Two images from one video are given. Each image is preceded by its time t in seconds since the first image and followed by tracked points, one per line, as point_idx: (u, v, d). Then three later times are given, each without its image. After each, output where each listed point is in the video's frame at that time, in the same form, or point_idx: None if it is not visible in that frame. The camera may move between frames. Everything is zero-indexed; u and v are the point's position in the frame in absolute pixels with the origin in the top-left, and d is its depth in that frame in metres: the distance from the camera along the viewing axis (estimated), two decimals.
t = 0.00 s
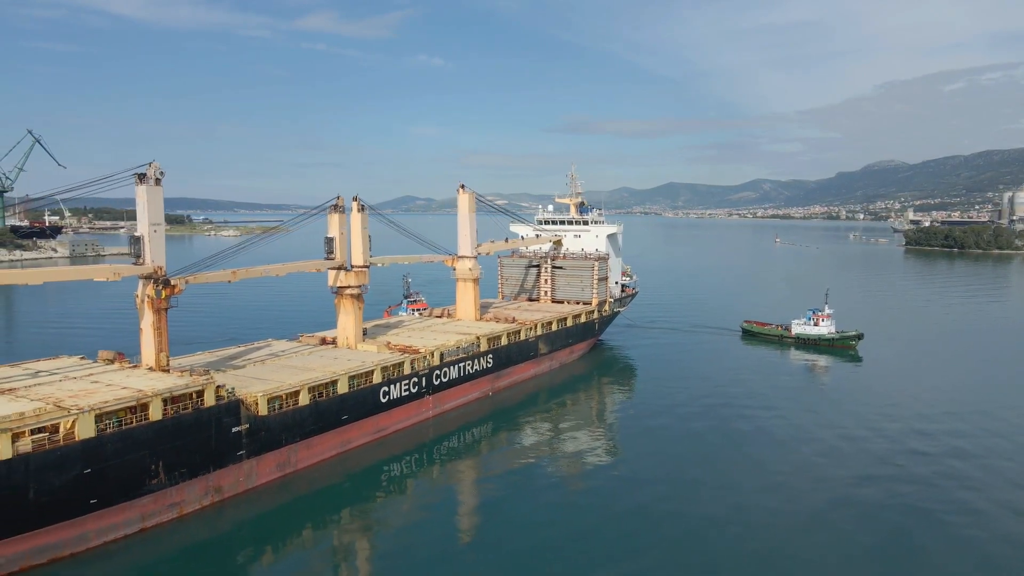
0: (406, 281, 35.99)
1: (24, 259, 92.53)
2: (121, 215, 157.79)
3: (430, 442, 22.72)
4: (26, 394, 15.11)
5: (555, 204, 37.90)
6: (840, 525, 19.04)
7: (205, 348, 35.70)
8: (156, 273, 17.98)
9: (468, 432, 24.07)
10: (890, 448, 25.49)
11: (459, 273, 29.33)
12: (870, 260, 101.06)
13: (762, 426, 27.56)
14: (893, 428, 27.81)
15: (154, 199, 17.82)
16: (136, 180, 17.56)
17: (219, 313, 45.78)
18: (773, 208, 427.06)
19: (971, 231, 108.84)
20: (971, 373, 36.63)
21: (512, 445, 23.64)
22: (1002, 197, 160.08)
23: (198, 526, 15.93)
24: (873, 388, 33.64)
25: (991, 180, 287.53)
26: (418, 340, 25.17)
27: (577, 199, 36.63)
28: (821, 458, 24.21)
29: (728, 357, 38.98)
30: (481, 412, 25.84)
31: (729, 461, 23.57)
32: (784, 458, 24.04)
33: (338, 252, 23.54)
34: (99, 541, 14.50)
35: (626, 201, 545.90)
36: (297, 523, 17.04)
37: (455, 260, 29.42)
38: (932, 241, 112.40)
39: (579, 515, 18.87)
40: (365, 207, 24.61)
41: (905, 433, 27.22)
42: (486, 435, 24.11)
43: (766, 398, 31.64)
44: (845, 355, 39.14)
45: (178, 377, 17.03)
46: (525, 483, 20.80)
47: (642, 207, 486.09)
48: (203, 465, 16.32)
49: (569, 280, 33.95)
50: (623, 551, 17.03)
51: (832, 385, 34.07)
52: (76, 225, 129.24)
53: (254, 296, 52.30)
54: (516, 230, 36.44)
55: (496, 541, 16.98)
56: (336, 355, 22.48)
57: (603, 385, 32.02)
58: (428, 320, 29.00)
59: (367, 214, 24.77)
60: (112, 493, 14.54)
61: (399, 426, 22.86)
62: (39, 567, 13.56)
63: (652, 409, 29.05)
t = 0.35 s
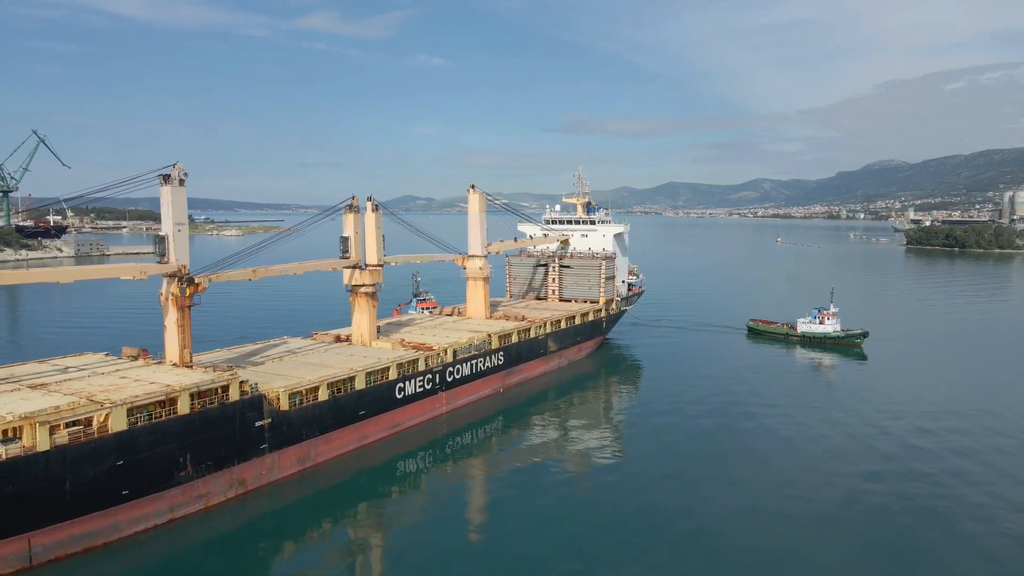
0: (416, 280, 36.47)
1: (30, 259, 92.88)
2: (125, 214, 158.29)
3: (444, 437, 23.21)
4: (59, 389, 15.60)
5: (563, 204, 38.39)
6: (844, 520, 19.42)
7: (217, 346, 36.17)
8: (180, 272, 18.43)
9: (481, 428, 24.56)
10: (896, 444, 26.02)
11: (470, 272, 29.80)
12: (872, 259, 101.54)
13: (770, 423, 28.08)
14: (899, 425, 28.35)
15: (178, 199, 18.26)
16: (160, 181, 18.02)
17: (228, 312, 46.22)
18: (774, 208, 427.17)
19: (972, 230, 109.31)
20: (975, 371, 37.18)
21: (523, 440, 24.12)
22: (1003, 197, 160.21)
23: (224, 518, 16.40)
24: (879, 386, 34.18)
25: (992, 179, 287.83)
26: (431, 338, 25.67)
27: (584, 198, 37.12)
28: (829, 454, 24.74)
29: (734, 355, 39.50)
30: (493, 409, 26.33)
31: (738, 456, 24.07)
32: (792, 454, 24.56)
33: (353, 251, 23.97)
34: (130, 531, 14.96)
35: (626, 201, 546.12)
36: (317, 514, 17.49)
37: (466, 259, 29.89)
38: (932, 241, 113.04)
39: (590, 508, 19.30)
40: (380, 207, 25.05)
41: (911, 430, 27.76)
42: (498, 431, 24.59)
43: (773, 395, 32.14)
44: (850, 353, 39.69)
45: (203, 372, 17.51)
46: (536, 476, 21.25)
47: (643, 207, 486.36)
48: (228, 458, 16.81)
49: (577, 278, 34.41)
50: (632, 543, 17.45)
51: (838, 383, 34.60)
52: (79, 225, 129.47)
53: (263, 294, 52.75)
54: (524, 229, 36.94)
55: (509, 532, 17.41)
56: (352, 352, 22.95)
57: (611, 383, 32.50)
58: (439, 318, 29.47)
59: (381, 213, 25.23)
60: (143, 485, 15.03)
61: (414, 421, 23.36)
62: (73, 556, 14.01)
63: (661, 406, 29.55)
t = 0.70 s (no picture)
0: (425, 279, 36.93)
1: (36, 259, 93.33)
2: (127, 214, 158.74)
3: (458, 432, 23.70)
4: (89, 383, 16.05)
5: (570, 204, 38.86)
6: (852, 513, 19.87)
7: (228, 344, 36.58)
8: (203, 270, 18.86)
9: (494, 423, 25.04)
10: (902, 442, 26.51)
11: (480, 271, 30.26)
12: (873, 258, 102.00)
13: (778, 420, 28.53)
14: (905, 423, 28.84)
15: (200, 199, 18.70)
16: (184, 181, 18.46)
17: (237, 311, 46.65)
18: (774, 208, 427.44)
19: (973, 230, 109.72)
20: (979, 369, 37.67)
21: (535, 435, 24.60)
22: (1004, 197, 160.25)
23: (249, 509, 16.88)
24: (885, 384, 34.68)
25: (992, 179, 288.13)
26: (444, 335, 26.15)
27: (591, 198, 37.58)
28: (836, 451, 25.22)
29: (740, 354, 39.97)
30: (504, 405, 26.81)
31: (747, 453, 24.52)
32: (800, 451, 25.03)
33: (367, 250, 24.42)
34: (159, 522, 15.42)
35: (627, 200, 546.37)
36: (338, 506, 17.97)
37: (476, 258, 30.35)
38: (933, 241, 113.59)
39: (601, 500, 19.76)
40: (393, 207, 25.49)
41: (917, 427, 28.28)
42: (511, 426, 25.06)
43: (780, 394, 32.60)
44: (856, 351, 40.22)
45: (227, 368, 17.97)
46: (547, 470, 21.72)
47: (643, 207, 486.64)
48: (252, 452, 17.27)
49: (584, 277, 34.86)
50: (642, 533, 17.86)
51: (844, 381, 35.10)
52: (82, 225, 129.96)
53: (272, 293, 53.30)
54: (531, 228, 37.41)
55: (523, 523, 17.88)
56: (367, 349, 23.41)
57: (619, 380, 32.96)
58: (449, 316, 29.92)
59: (395, 213, 25.68)
60: (171, 477, 15.49)
61: (429, 417, 23.85)
62: (107, 545, 14.48)
63: (669, 403, 29.98)
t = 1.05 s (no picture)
0: (434, 278, 37.37)
1: (41, 259, 93.57)
2: (129, 214, 158.94)
3: (471, 428, 24.17)
4: (117, 379, 16.52)
5: (577, 204, 39.31)
6: (860, 509, 20.35)
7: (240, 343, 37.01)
8: (225, 269, 19.32)
9: (506, 419, 25.52)
10: (908, 439, 27.00)
11: (490, 270, 30.70)
12: (875, 257, 102.38)
13: (785, 418, 29.00)
14: (911, 420, 29.34)
15: (222, 199, 19.16)
16: (206, 182, 18.90)
17: (246, 310, 47.03)
18: (774, 207, 427.62)
19: (974, 230, 110.04)
20: (983, 368, 38.17)
21: (546, 432, 25.05)
22: (1004, 196, 160.53)
23: (272, 501, 17.35)
24: (890, 382, 35.17)
25: (992, 178, 288.39)
26: (456, 333, 26.63)
27: (598, 198, 38.02)
28: (844, 448, 25.72)
29: (746, 353, 40.43)
30: (515, 402, 27.28)
31: (756, 450, 24.98)
32: (807, 448, 25.51)
33: (382, 250, 24.86)
34: (186, 513, 15.88)
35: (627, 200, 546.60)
36: (357, 499, 18.42)
37: (486, 257, 30.79)
38: (933, 240, 114.04)
39: (612, 495, 20.20)
40: (406, 207, 25.94)
41: (922, 425, 28.78)
42: (522, 422, 25.54)
43: (787, 392, 33.06)
44: (861, 350, 40.72)
45: (250, 364, 18.43)
46: (558, 465, 22.15)
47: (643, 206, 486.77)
48: (275, 446, 17.74)
49: (592, 276, 35.29)
50: (651, 528, 18.25)
51: (850, 380, 35.58)
52: (84, 224, 130.15)
53: (282, 292, 53.90)
54: (539, 228, 37.87)
55: (537, 516, 18.34)
56: (382, 346, 23.86)
57: (626, 378, 33.44)
58: (460, 314, 30.36)
59: (408, 213, 26.11)
60: (199, 469, 15.96)
61: (442, 413, 24.34)
62: (138, 535, 14.94)
63: (678, 401, 30.44)
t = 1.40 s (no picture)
0: (443, 277, 37.82)
1: (46, 259, 93.81)
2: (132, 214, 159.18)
3: (484, 424, 24.64)
4: (144, 374, 16.95)
5: (584, 204, 39.74)
6: (868, 506, 20.79)
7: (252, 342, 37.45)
8: (246, 267, 19.74)
9: (517, 415, 26.01)
10: (915, 436, 27.46)
11: (500, 269, 31.13)
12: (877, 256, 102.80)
13: (793, 416, 29.45)
14: (917, 418, 29.80)
15: (243, 200, 19.59)
16: (228, 183, 19.36)
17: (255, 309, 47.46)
18: (774, 207, 427.96)
19: (975, 229, 110.43)
20: (987, 366, 38.66)
21: (557, 428, 25.50)
22: (1004, 195, 160.89)
23: (294, 494, 17.80)
24: (896, 380, 35.63)
25: (993, 178, 288.75)
26: (468, 331, 27.09)
27: (605, 198, 38.43)
28: (852, 446, 26.16)
29: (752, 351, 40.88)
30: (526, 399, 27.76)
31: (765, 448, 25.43)
32: (815, 446, 25.97)
33: (396, 249, 25.30)
34: (213, 504, 16.32)
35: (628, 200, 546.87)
36: (375, 491, 18.87)
37: (496, 257, 31.22)
38: (935, 240, 114.55)
39: (625, 492, 20.63)
40: (419, 206, 26.36)
41: (929, 422, 29.25)
42: (533, 418, 26.02)
43: (794, 390, 33.51)
44: (867, 348, 41.19)
45: (271, 360, 18.86)
46: (569, 461, 22.57)
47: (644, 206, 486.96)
48: (296, 440, 18.18)
49: (599, 275, 35.72)
50: (661, 524, 18.66)
51: (856, 378, 36.05)
52: (88, 224, 130.44)
53: (290, 291, 54.39)
54: (547, 227, 38.31)
55: (551, 511, 18.75)
56: (397, 343, 24.30)
57: (633, 376, 33.89)
58: (471, 312, 30.82)
59: (421, 213, 26.53)
60: (225, 462, 16.39)
61: (455, 409, 24.84)
62: (167, 525, 15.38)
63: (686, 400, 30.90)
